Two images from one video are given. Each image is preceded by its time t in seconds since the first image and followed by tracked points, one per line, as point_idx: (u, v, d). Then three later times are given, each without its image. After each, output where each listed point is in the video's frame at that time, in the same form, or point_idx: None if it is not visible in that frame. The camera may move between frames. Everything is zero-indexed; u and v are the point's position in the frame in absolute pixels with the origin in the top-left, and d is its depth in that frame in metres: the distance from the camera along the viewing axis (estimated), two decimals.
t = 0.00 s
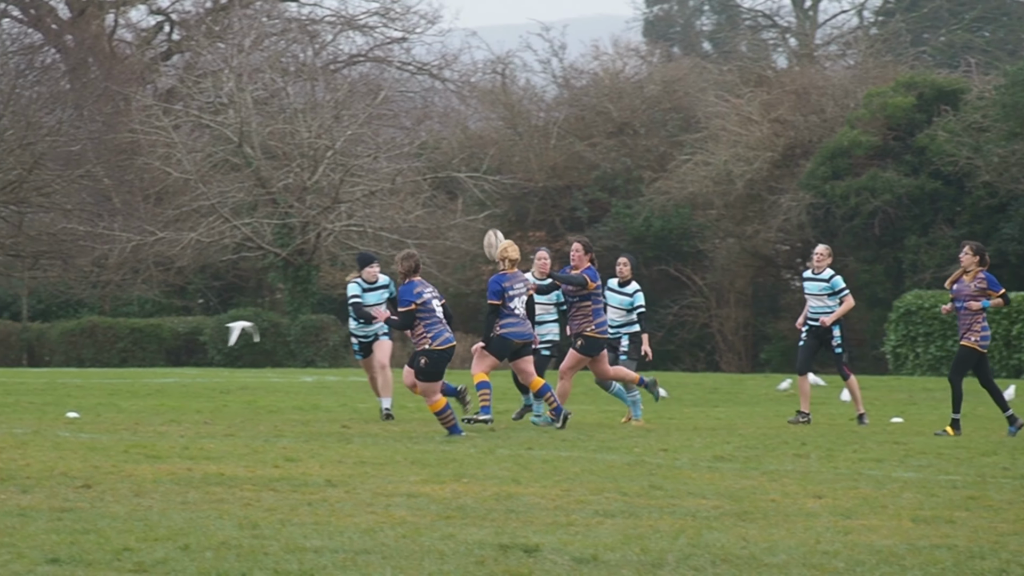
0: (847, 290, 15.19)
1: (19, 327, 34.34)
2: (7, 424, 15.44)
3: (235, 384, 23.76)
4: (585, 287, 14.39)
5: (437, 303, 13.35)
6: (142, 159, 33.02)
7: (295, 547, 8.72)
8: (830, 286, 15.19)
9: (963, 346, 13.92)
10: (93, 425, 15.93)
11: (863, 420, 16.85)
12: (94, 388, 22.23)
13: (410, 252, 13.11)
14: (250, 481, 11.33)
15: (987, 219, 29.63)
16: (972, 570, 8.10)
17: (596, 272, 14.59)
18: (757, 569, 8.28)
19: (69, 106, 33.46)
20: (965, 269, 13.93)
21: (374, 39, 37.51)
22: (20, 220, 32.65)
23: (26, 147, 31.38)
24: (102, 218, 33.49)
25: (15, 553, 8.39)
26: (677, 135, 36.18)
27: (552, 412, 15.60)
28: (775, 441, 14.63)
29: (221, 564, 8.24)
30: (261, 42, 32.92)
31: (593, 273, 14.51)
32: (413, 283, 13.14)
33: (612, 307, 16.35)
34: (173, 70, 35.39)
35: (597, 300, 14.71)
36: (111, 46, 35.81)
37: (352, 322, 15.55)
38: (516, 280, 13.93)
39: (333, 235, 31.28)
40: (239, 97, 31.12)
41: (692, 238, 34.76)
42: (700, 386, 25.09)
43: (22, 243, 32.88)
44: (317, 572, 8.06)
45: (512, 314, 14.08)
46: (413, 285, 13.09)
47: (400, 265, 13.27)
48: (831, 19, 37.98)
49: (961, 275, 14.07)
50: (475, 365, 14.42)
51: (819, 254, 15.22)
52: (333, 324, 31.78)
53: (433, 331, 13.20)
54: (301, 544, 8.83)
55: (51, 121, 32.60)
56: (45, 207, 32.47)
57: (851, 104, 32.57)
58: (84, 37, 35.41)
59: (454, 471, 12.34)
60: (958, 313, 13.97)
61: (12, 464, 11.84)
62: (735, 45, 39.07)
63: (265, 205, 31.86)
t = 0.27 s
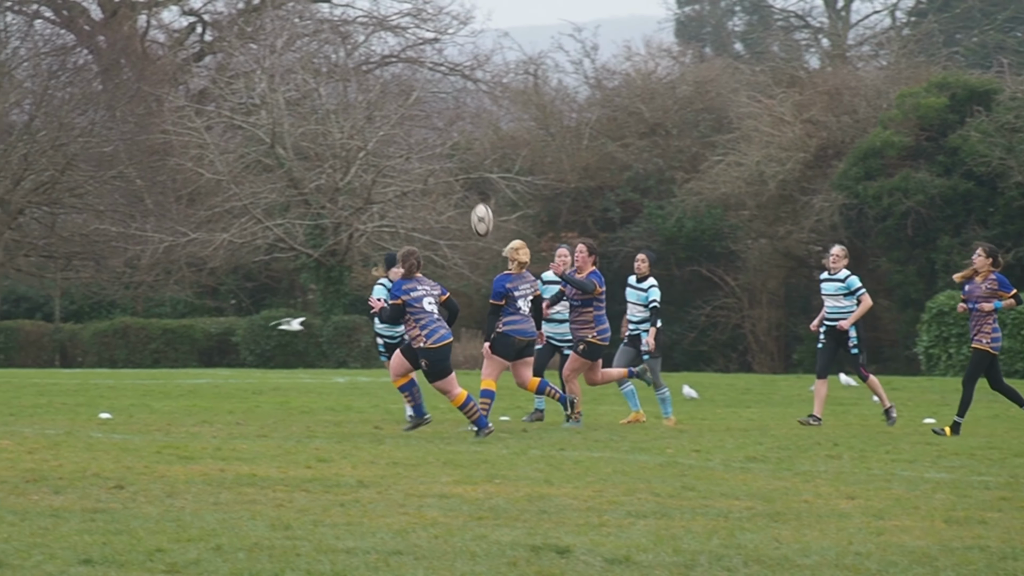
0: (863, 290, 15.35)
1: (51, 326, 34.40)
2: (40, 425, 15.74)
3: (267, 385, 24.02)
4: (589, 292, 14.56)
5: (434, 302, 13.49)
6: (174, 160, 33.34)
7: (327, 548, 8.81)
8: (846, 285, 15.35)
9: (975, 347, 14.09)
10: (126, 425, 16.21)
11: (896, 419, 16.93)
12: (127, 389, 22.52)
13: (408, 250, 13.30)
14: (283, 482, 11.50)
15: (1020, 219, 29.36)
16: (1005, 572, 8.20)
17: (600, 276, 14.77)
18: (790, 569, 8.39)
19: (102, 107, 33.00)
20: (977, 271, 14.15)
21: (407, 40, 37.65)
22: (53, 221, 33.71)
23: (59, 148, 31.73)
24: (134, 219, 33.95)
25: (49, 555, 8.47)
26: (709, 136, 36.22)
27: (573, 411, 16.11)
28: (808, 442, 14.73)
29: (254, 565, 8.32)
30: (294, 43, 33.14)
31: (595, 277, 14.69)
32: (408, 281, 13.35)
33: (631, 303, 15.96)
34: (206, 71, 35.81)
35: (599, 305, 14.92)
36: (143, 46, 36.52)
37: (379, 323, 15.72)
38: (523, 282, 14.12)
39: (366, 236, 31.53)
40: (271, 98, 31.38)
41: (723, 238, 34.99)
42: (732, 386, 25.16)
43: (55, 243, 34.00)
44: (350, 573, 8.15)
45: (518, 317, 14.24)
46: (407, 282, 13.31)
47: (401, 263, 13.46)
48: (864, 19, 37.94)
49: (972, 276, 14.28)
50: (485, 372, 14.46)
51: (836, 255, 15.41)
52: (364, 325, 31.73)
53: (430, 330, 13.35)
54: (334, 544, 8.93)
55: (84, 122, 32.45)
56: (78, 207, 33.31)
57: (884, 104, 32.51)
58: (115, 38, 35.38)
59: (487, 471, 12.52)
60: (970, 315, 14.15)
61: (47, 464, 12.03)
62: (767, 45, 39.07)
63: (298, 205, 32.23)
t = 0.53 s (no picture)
0: (884, 293, 15.33)
1: (86, 326, 34.11)
2: (76, 424, 15.96)
3: (302, 384, 24.23)
4: (593, 290, 14.56)
5: (432, 299, 13.76)
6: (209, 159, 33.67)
7: (362, 547, 8.90)
8: (867, 289, 15.30)
9: (987, 354, 14.19)
10: (161, 425, 16.43)
11: (930, 420, 16.96)
12: (161, 388, 22.77)
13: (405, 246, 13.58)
14: (318, 482, 11.64)
15: None
16: None
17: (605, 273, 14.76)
18: (826, 569, 8.48)
19: (138, 106, 33.72)
20: (991, 275, 14.25)
21: (442, 39, 38.53)
22: (88, 219, 33.64)
23: (94, 147, 32.34)
24: (169, 218, 34.20)
25: (84, 552, 8.49)
26: (744, 135, 36.24)
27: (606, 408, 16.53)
28: (843, 441, 14.78)
29: (288, 564, 8.37)
30: (329, 42, 33.40)
31: (600, 275, 14.69)
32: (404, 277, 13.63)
33: (651, 299, 16.12)
34: (240, 70, 36.11)
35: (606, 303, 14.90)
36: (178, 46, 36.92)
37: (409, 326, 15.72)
38: (529, 282, 14.52)
39: (400, 235, 31.69)
40: (307, 97, 31.53)
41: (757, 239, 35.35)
42: (766, 386, 25.18)
43: (90, 243, 33.66)
44: (385, 572, 8.20)
45: (525, 316, 14.55)
46: (403, 279, 13.59)
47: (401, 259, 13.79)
48: (899, 19, 37.81)
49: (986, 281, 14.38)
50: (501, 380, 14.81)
51: (855, 259, 15.36)
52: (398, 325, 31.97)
53: (423, 327, 13.65)
54: (369, 543, 9.03)
55: (120, 121, 33.12)
56: (113, 207, 33.45)
57: (919, 103, 32.43)
58: (150, 38, 36.49)
59: (521, 471, 12.65)
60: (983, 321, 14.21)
61: (82, 463, 12.18)
62: (802, 45, 39.02)
63: (332, 205, 32.42)
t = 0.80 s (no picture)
0: (905, 293, 15.48)
1: (119, 326, 34.50)
2: (110, 425, 16.24)
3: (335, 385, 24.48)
4: (599, 285, 14.71)
5: (432, 299, 13.78)
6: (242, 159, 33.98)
7: (394, 548, 9.01)
8: (888, 291, 15.44)
9: (1002, 360, 14.28)
10: (195, 425, 16.68)
11: (963, 420, 16.99)
12: (195, 388, 23.06)
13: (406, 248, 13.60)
14: (351, 482, 11.83)
15: None
16: None
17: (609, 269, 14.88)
18: (859, 569, 8.61)
19: (170, 106, 34.23)
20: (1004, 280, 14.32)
21: (474, 39, 37.99)
22: (121, 220, 34.04)
23: (128, 147, 32.75)
24: (202, 218, 34.53)
25: (118, 553, 8.61)
26: (777, 135, 36.26)
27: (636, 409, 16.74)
28: (876, 442, 14.85)
29: (321, 565, 8.45)
30: (362, 42, 33.64)
31: (605, 271, 14.81)
32: (403, 280, 13.64)
33: (671, 298, 16.28)
34: (273, 71, 36.43)
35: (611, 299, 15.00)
36: (210, 46, 37.29)
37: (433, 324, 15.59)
38: (536, 280, 14.53)
39: (434, 235, 31.50)
40: (339, 97, 31.71)
41: (791, 238, 35.19)
42: (799, 386, 25.22)
43: (123, 242, 34.11)
44: (419, 572, 8.32)
45: (530, 316, 14.52)
46: (402, 282, 13.59)
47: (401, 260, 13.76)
48: (933, 18, 37.70)
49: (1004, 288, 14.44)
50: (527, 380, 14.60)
51: (874, 260, 15.51)
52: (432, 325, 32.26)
53: (421, 327, 13.65)
54: (402, 543, 9.16)
55: (152, 121, 33.60)
56: (147, 207, 33.91)
57: (952, 103, 32.36)
58: (184, 37, 36.96)
59: (555, 471, 12.81)
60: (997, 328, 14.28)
61: (115, 463, 12.41)
62: (835, 45, 38.98)
63: (366, 205, 32.46)
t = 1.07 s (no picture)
0: (924, 291, 15.68)
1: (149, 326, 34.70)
2: (141, 425, 16.49)
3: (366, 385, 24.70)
4: (602, 282, 14.86)
5: (431, 304, 13.88)
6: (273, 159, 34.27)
7: (425, 548, 9.16)
8: (907, 287, 15.63)
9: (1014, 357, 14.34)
10: (226, 425, 16.92)
11: (994, 420, 17.03)
12: (225, 388, 23.30)
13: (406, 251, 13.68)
14: (382, 482, 12.02)
15: None
16: None
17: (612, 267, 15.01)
18: (889, 570, 8.74)
19: (201, 107, 34.33)
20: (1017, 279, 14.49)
21: (505, 39, 37.79)
22: (151, 220, 34.28)
23: (158, 147, 32.93)
24: (233, 218, 34.76)
25: (149, 552, 8.72)
26: (807, 135, 36.26)
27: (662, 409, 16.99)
28: (907, 442, 14.93)
29: (352, 565, 8.60)
30: (392, 41, 33.87)
31: (608, 269, 14.94)
32: (403, 284, 13.71)
33: (690, 300, 16.38)
34: (303, 71, 36.71)
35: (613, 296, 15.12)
36: (241, 46, 37.67)
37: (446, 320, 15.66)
38: (541, 277, 14.67)
39: (463, 234, 31.91)
40: (370, 97, 31.95)
41: (822, 237, 34.98)
42: (829, 386, 25.27)
43: (154, 243, 34.27)
44: (449, 572, 8.46)
45: (534, 311, 14.66)
46: (403, 286, 13.66)
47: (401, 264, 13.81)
48: (964, 18, 37.59)
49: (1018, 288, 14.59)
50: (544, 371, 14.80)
51: (893, 258, 15.73)
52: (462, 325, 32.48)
53: (418, 332, 13.79)
54: (433, 543, 9.33)
55: (184, 121, 33.76)
56: (177, 207, 33.97)
57: (983, 102, 32.29)
58: (214, 37, 37.36)
59: (585, 471, 12.96)
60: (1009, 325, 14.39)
61: (147, 463, 12.62)
62: (866, 45, 38.93)
63: (396, 205, 32.78)
